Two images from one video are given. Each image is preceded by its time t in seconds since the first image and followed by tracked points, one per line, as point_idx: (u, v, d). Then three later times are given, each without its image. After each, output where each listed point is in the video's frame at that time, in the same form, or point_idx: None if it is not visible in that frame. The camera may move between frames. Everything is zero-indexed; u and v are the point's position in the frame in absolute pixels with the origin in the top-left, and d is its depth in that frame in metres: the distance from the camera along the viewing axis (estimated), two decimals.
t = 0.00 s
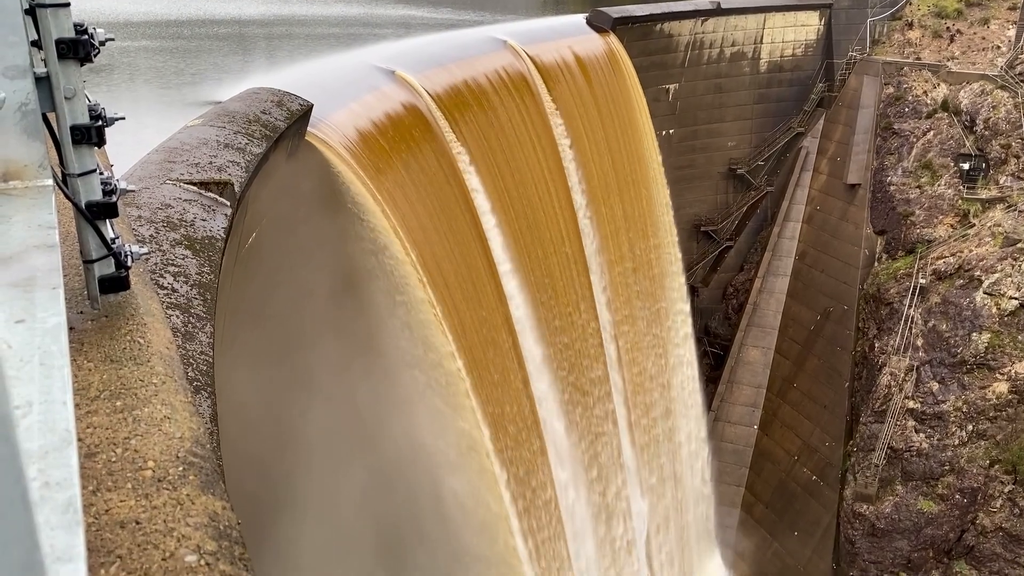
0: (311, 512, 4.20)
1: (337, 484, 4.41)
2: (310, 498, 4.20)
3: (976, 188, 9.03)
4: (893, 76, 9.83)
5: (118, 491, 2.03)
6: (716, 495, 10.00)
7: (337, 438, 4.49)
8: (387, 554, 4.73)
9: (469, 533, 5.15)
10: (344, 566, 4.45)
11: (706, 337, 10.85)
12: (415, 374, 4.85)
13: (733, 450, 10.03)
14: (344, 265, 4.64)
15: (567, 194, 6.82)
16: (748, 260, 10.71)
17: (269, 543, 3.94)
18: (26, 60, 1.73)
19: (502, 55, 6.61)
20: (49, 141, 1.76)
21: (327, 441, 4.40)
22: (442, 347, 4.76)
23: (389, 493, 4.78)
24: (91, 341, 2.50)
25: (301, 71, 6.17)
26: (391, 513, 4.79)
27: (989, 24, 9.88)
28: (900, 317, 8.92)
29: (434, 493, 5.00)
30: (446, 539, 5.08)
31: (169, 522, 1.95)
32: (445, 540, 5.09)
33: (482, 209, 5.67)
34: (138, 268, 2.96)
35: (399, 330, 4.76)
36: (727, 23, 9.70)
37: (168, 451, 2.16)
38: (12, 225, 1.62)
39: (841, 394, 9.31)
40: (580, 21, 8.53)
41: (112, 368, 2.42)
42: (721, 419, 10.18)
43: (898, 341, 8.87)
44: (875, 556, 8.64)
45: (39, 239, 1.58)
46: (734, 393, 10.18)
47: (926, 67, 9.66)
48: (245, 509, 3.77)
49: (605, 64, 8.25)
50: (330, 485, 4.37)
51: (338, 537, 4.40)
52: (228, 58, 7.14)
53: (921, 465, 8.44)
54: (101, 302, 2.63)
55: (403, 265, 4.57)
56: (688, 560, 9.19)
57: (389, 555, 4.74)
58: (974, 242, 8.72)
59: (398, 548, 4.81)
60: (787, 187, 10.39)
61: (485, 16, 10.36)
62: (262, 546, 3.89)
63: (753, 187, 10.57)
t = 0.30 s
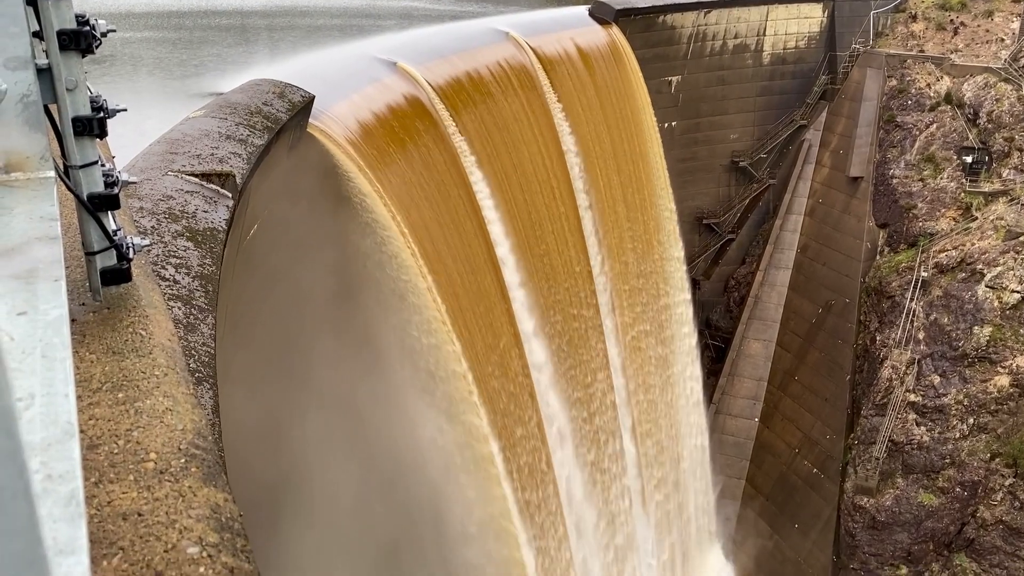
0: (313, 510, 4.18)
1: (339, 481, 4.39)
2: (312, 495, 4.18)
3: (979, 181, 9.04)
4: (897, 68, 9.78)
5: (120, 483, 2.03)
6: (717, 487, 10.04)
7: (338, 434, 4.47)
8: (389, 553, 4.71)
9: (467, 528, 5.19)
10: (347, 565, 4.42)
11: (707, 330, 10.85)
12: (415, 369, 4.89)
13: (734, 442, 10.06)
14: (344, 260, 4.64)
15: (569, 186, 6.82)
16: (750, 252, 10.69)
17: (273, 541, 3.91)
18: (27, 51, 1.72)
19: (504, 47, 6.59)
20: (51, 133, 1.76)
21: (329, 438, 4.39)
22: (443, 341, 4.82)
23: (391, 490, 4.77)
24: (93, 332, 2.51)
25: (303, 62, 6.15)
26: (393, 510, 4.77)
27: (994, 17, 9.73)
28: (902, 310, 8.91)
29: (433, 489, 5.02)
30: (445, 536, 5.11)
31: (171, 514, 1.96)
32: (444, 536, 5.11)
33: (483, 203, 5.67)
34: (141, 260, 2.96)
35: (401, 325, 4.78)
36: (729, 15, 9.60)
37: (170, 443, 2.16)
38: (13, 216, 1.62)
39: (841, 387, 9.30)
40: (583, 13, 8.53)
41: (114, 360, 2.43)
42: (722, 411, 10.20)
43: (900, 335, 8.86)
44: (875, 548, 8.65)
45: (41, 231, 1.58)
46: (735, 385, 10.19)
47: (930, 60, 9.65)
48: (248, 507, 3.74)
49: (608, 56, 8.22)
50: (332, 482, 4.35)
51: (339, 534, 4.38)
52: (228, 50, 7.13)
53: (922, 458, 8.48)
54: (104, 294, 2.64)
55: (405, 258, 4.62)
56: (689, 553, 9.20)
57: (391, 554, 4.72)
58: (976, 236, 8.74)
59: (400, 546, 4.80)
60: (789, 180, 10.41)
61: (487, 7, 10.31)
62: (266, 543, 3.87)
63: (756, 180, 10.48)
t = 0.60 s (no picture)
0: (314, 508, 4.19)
1: (340, 479, 4.39)
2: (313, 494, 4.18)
3: (981, 174, 9.01)
4: (899, 61, 9.70)
5: (121, 475, 2.04)
6: (717, 479, 10.06)
7: (340, 431, 4.47)
8: (393, 551, 4.71)
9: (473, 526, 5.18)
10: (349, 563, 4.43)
11: (708, 322, 10.89)
12: (417, 365, 4.85)
13: (734, 435, 10.06)
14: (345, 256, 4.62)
15: (570, 178, 6.80)
16: (751, 245, 10.68)
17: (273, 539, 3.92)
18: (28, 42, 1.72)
19: (505, 38, 6.56)
20: (52, 125, 1.75)
21: (330, 436, 4.39)
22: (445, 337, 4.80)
23: (394, 488, 4.76)
24: (94, 325, 2.51)
25: (305, 53, 6.14)
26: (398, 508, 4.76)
27: (996, 8, 9.84)
28: (903, 303, 8.91)
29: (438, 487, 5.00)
30: (451, 533, 5.10)
31: (172, 506, 1.96)
32: (450, 534, 5.09)
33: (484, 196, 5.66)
34: (142, 252, 2.95)
35: (403, 321, 4.75)
36: (731, 7, 9.72)
37: (171, 435, 2.16)
38: (14, 207, 1.61)
39: (842, 379, 9.30)
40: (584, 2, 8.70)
41: (115, 352, 2.43)
42: (722, 404, 10.19)
43: (901, 327, 8.86)
44: (874, 541, 8.67)
45: (42, 223, 1.58)
46: (735, 377, 10.20)
47: (932, 52, 9.57)
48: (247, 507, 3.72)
49: (609, 47, 8.19)
50: (333, 480, 4.35)
51: (342, 533, 4.38)
52: (230, 40, 7.11)
53: (922, 451, 8.50)
54: (104, 286, 2.63)
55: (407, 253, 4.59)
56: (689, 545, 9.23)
57: (394, 551, 4.72)
58: (977, 229, 8.72)
59: (402, 543, 4.78)
60: (790, 172, 10.33)
61: None
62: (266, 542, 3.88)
63: (757, 172, 10.51)
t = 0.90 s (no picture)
0: (315, 508, 4.18)
1: (339, 474, 4.39)
2: (314, 494, 4.18)
3: (982, 167, 9.01)
4: (901, 52, 9.62)
5: (122, 466, 2.04)
6: (716, 471, 10.01)
7: (341, 429, 4.47)
8: (388, 549, 4.74)
9: (466, 520, 5.24)
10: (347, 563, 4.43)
11: (709, 315, 10.88)
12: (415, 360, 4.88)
13: (733, 426, 10.05)
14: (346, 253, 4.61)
15: (571, 170, 6.80)
16: (751, 237, 10.66)
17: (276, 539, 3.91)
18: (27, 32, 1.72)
19: (505, 29, 6.54)
20: (52, 115, 1.75)
21: (330, 433, 4.38)
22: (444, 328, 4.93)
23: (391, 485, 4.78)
24: (94, 316, 2.51)
25: (305, 44, 6.13)
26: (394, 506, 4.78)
27: None
28: (903, 295, 8.89)
29: (434, 483, 5.03)
30: (445, 530, 5.13)
31: (173, 497, 1.97)
32: (444, 530, 5.12)
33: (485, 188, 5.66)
34: (142, 243, 2.95)
35: (402, 314, 4.82)
36: None
37: (172, 426, 2.17)
38: (14, 199, 1.61)
39: (841, 371, 9.31)
40: None
41: (116, 343, 2.43)
42: (722, 396, 10.20)
43: (901, 320, 8.85)
44: (873, 532, 8.70)
45: (42, 215, 1.57)
46: (735, 369, 10.20)
47: (934, 44, 9.47)
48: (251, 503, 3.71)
49: (610, 39, 8.16)
50: (333, 478, 4.34)
51: (341, 532, 4.38)
52: (228, 30, 7.08)
53: (921, 443, 8.54)
54: (104, 277, 2.63)
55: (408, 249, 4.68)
56: (688, 537, 9.23)
57: (390, 544, 4.74)
58: (978, 221, 8.73)
59: (398, 536, 4.80)
60: (791, 165, 10.31)
61: None
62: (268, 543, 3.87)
63: (758, 164, 10.51)
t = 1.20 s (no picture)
0: (308, 504, 4.20)
1: (334, 468, 4.41)
2: (307, 490, 4.19)
3: (983, 158, 8.99)
4: (902, 43, 9.57)
5: (122, 456, 2.05)
6: (714, 462, 10.02)
7: (338, 425, 4.46)
8: (381, 541, 4.78)
9: (467, 519, 5.20)
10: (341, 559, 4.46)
11: (708, 306, 10.88)
12: (415, 356, 4.86)
13: (732, 418, 10.04)
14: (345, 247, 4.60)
15: (571, 162, 6.79)
16: (751, 228, 10.65)
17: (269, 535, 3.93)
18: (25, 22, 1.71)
19: (506, 19, 6.50)
20: (50, 105, 1.73)
21: (327, 429, 4.38)
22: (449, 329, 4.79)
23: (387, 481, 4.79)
24: (94, 306, 2.51)
25: (304, 34, 6.09)
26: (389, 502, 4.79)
27: None
28: (902, 287, 8.91)
29: (432, 480, 5.02)
30: (443, 524, 5.15)
31: (173, 487, 1.97)
32: (442, 526, 5.12)
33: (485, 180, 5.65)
34: (141, 234, 2.94)
35: (403, 311, 4.76)
36: None
37: (172, 417, 2.17)
38: (13, 189, 1.61)
39: (841, 362, 9.31)
40: None
41: (116, 334, 2.43)
42: (721, 386, 10.17)
43: (900, 311, 8.88)
44: (871, 523, 8.74)
45: (42, 205, 1.57)
46: (734, 360, 10.16)
47: (935, 34, 9.43)
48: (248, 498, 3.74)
49: (610, 29, 8.11)
50: (329, 472, 4.36)
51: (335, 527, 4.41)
52: (227, 20, 7.04)
53: (920, 434, 8.57)
54: (104, 268, 2.63)
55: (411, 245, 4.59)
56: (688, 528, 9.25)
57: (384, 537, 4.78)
58: (978, 213, 8.74)
59: (393, 529, 4.83)
60: (791, 156, 10.28)
61: None
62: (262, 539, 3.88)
63: (758, 155, 10.49)
